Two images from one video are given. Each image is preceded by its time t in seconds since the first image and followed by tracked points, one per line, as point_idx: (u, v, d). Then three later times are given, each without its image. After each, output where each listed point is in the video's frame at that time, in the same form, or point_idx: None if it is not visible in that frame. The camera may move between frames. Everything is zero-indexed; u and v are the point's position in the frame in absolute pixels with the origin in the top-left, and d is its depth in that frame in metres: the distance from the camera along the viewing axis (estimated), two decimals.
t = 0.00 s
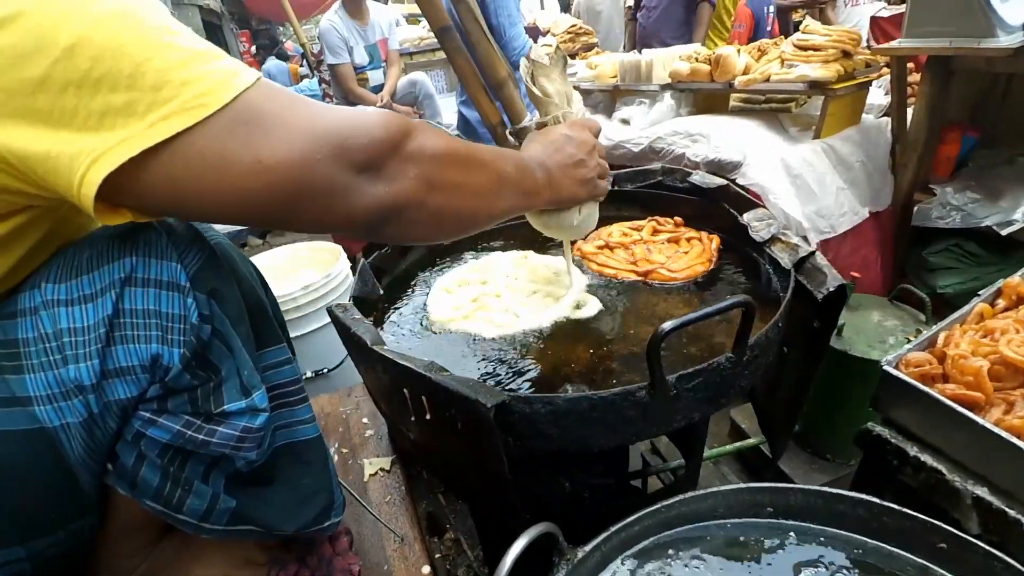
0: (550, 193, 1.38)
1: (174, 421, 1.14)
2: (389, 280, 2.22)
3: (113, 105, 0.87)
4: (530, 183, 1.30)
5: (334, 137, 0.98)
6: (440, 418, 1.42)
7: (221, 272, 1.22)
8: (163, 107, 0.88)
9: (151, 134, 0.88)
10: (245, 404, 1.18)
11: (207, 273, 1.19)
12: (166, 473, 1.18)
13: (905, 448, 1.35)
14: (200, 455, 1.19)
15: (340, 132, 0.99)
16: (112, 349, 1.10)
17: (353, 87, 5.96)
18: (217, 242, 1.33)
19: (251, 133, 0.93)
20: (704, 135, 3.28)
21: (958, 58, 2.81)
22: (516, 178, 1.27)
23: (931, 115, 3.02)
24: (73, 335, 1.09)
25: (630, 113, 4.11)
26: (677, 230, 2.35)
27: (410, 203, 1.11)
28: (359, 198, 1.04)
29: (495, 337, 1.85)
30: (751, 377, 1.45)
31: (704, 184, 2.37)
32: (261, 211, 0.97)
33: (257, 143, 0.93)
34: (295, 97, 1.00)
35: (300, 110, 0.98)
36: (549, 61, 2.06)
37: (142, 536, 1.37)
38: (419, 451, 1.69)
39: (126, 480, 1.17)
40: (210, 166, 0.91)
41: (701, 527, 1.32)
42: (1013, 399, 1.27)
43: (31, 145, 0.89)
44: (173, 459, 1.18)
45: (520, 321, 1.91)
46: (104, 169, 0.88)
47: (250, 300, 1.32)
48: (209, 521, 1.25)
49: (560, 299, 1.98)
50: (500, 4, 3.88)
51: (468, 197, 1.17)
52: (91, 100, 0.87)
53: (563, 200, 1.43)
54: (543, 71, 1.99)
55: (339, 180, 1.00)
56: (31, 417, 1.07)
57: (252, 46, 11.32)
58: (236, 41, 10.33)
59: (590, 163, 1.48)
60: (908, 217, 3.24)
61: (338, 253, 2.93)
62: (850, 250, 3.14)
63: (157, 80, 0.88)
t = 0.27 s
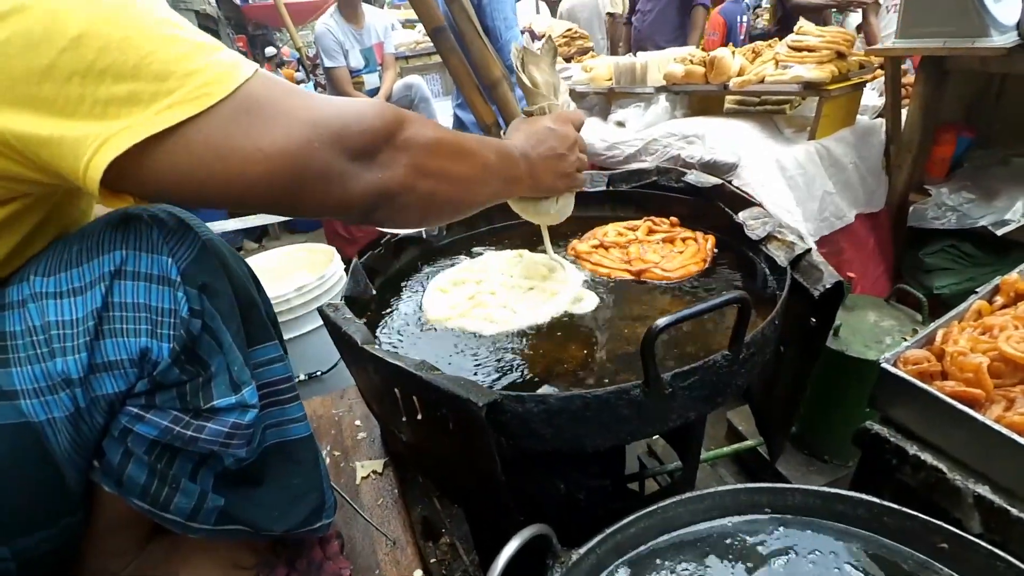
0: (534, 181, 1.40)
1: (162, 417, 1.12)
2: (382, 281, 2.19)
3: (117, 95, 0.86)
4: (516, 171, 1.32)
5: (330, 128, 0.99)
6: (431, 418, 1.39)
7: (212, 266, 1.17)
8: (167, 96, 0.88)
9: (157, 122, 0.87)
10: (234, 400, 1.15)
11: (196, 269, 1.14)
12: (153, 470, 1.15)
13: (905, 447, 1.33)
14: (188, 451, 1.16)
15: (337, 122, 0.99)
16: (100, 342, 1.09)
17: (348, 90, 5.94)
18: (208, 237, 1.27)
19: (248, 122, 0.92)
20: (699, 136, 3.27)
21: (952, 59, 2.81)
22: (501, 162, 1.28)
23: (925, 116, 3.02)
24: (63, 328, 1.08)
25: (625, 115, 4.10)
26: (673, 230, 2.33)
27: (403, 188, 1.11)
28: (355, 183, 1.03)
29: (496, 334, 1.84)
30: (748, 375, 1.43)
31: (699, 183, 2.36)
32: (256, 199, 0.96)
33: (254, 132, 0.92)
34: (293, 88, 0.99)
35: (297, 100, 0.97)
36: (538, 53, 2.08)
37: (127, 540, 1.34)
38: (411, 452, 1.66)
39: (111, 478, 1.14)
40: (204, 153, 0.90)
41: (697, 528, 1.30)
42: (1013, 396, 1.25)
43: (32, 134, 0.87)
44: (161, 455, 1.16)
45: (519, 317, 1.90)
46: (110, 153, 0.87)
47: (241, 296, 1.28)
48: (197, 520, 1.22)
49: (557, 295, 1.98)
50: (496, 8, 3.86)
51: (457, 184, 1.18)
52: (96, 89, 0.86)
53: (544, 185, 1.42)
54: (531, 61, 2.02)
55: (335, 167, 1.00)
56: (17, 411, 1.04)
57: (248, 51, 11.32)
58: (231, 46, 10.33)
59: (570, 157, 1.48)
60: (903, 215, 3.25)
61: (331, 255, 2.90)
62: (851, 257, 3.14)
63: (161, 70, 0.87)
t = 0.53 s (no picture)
0: (513, 181, 1.40)
1: (150, 415, 1.09)
2: (378, 284, 2.18)
3: (100, 88, 0.86)
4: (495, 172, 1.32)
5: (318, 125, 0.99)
6: (424, 420, 1.37)
7: (203, 265, 1.17)
8: (153, 91, 0.88)
9: (140, 116, 0.87)
10: (223, 398, 1.13)
11: (185, 266, 1.13)
12: (141, 469, 1.13)
13: (905, 449, 1.31)
14: (177, 450, 1.14)
15: (323, 121, 0.99)
16: (88, 338, 1.07)
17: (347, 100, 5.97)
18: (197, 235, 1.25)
19: (236, 115, 0.93)
20: (696, 143, 3.27)
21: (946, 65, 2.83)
22: (480, 161, 1.28)
23: (920, 122, 3.03)
24: (52, 323, 1.06)
25: (622, 123, 4.09)
26: (670, 234, 2.32)
27: (387, 186, 1.10)
28: (338, 184, 1.03)
29: (494, 337, 1.82)
30: (745, 376, 1.41)
31: (695, 187, 2.37)
32: (242, 192, 0.96)
33: (242, 126, 0.93)
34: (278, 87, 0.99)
35: (283, 99, 0.98)
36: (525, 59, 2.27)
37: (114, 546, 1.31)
38: (405, 457, 1.64)
39: (99, 476, 1.12)
40: (192, 146, 0.90)
41: (696, 532, 1.27)
42: (1014, 396, 1.24)
43: (10, 126, 0.86)
44: (149, 454, 1.13)
45: (518, 319, 1.89)
46: (91, 146, 0.86)
47: (232, 293, 1.27)
48: (184, 521, 1.19)
49: (555, 298, 1.97)
50: (494, 17, 3.89)
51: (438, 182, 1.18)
52: (78, 82, 0.85)
53: (522, 183, 1.43)
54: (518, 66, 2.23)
55: (321, 163, 1.00)
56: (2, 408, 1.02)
57: (249, 62, 11.40)
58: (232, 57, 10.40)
59: (544, 163, 1.47)
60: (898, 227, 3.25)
61: (328, 261, 2.89)
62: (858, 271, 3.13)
63: (146, 65, 0.87)
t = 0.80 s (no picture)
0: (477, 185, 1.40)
1: (136, 413, 1.08)
2: (375, 284, 2.17)
3: (56, 79, 0.84)
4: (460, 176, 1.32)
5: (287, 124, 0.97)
6: (422, 416, 1.36)
7: (186, 259, 1.16)
8: (109, 83, 0.85)
9: (95, 107, 0.85)
10: (211, 395, 1.12)
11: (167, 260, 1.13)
12: (129, 470, 1.11)
13: (907, 440, 1.31)
14: (166, 450, 1.13)
15: (291, 122, 0.97)
16: (70, 336, 1.04)
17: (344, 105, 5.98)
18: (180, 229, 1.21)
19: (202, 112, 0.90)
20: (692, 143, 3.28)
21: (940, 61, 2.83)
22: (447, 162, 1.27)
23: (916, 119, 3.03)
24: (31, 320, 1.04)
25: (619, 125, 4.07)
26: (670, 231, 2.32)
27: (358, 189, 1.08)
28: (306, 187, 1.01)
29: (494, 333, 1.82)
30: (744, 368, 1.40)
31: (693, 184, 2.36)
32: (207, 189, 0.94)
33: (207, 123, 0.90)
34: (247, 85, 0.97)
35: (253, 97, 0.96)
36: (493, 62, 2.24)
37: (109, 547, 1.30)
38: (404, 455, 1.62)
39: (86, 478, 1.10)
40: (160, 141, 0.88)
41: (698, 527, 1.26)
42: (1016, 383, 1.23)
43: None
44: (138, 454, 1.12)
45: (519, 316, 1.88)
46: (43, 138, 0.84)
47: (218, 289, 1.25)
48: (176, 522, 1.17)
49: (555, 296, 1.97)
50: (491, 19, 3.89)
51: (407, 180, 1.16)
52: (34, 72, 0.84)
53: (490, 184, 1.44)
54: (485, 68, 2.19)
55: (289, 165, 0.98)
56: None
57: (246, 70, 11.44)
58: (229, 65, 10.43)
59: (505, 168, 1.48)
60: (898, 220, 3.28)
61: (326, 263, 2.88)
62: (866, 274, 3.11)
63: (103, 57, 0.85)
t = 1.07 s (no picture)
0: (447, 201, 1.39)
1: (124, 423, 1.06)
2: (376, 293, 2.17)
3: None
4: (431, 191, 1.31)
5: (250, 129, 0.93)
6: (424, 421, 1.36)
7: (167, 267, 1.14)
8: (48, 84, 0.82)
9: (40, 107, 0.81)
10: (200, 402, 1.12)
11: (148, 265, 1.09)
12: (120, 481, 1.09)
13: (908, 440, 1.32)
14: (156, 459, 1.11)
15: (253, 128, 0.94)
16: (53, 345, 1.02)
17: (344, 118, 6.03)
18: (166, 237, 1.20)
19: (156, 116, 0.87)
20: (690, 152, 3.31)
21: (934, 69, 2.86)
22: (419, 175, 1.26)
23: (911, 126, 3.07)
24: (15, 330, 1.02)
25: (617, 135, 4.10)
26: (670, 240, 2.33)
27: (330, 202, 1.05)
28: (274, 198, 0.98)
29: (504, 338, 1.83)
30: (744, 372, 1.41)
31: (690, 191, 2.38)
32: (169, 195, 0.91)
33: (163, 131, 0.87)
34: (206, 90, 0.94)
35: (210, 103, 0.92)
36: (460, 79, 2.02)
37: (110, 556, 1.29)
38: (407, 462, 1.63)
39: (77, 490, 1.08)
40: (118, 146, 0.85)
41: (701, 530, 1.26)
42: (1015, 382, 1.24)
43: None
44: (127, 466, 1.10)
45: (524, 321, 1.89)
46: None
47: (206, 294, 1.27)
48: (170, 533, 1.16)
49: (559, 299, 1.99)
50: (491, 32, 3.97)
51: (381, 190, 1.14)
52: None
53: (461, 200, 1.44)
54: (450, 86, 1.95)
55: (253, 173, 0.94)
56: None
57: (247, 84, 11.55)
58: (230, 79, 10.52)
59: (476, 184, 1.50)
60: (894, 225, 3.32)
61: (326, 272, 2.89)
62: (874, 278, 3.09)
63: (46, 55, 0.82)
